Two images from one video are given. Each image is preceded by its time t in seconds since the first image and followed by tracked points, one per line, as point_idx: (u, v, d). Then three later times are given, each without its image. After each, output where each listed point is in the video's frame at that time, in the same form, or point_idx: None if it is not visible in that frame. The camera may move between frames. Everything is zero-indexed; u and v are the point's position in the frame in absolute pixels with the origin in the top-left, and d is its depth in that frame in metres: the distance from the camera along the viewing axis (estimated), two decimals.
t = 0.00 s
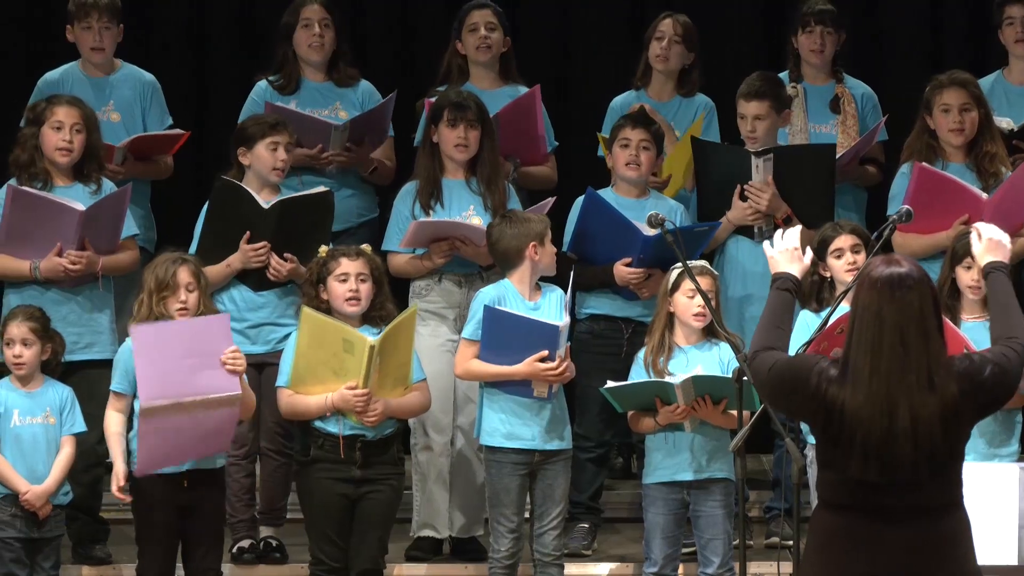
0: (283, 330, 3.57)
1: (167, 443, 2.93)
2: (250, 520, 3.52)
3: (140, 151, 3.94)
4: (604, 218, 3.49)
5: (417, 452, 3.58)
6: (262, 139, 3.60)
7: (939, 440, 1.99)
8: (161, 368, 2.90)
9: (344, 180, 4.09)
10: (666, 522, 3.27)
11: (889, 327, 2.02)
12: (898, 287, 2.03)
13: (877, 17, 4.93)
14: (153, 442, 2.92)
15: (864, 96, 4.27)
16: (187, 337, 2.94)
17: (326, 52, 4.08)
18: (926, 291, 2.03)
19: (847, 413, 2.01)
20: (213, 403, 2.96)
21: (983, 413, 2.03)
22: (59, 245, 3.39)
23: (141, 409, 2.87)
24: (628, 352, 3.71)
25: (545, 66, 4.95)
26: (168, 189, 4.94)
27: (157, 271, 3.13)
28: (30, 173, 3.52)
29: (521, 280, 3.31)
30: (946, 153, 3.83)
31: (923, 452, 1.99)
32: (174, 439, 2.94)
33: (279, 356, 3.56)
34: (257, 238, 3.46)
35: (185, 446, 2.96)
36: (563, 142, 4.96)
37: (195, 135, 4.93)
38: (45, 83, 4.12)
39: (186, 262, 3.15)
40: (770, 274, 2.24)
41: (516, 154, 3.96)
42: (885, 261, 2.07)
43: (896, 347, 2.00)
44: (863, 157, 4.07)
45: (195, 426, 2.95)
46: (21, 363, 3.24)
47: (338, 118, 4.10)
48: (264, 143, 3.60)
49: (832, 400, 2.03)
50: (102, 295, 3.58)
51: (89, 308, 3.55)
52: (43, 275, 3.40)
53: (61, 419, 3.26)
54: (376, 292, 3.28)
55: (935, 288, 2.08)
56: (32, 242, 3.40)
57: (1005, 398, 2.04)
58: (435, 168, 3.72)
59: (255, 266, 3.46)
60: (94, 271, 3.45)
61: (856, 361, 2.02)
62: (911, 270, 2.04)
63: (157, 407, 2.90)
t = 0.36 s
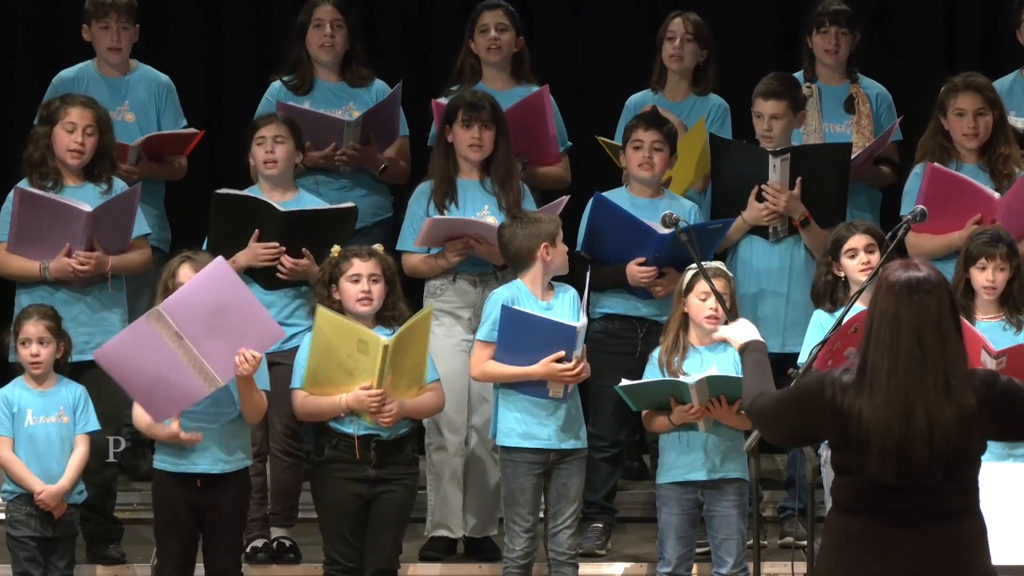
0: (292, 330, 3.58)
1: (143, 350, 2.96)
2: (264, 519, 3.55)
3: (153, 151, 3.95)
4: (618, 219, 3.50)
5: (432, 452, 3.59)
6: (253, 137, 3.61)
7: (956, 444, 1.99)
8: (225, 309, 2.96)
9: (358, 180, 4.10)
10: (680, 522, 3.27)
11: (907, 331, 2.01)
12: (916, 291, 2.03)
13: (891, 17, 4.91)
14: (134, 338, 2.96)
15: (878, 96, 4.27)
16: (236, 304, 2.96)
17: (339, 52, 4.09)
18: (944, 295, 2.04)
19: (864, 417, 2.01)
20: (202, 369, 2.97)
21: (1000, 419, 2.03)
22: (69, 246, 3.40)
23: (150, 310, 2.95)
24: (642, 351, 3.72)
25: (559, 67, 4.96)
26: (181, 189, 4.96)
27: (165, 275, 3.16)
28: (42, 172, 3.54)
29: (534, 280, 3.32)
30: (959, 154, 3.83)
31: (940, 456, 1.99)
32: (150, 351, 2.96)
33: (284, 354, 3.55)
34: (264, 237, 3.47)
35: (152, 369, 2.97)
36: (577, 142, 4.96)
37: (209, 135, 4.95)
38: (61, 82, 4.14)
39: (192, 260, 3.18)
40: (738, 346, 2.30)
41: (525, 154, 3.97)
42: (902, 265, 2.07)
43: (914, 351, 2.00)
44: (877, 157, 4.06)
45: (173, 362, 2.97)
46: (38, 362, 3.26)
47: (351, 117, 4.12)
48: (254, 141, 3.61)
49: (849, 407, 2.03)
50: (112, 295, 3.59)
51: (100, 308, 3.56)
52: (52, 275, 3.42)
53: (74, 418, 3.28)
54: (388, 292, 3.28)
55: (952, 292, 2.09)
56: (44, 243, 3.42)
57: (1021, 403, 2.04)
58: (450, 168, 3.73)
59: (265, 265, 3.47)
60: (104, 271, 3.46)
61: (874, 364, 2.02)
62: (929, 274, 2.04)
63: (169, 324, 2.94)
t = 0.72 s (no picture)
0: (300, 330, 3.58)
1: (158, 334, 3.00)
2: (278, 518, 3.56)
3: (178, 149, 3.98)
4: (632, 219, 3.50)
5: (447, 452, 3.61)
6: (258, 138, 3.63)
7: (974, 441, 1.98)
8: (243, 324, 2.98)
9: (373, 180, 4.10)
10: (694, 522, 3.27)
11: (921, 329, 2.02)
12: (929, 288, 2.03)
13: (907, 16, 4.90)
14: (153, 321, 2.98)
15: (893, 96, 4.26)
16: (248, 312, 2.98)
17: (354, 52, 4.10)
18: (956, 292, 2.04)
19: (880, 416, 2.01)
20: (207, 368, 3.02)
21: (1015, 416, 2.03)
22: (82, 246, 3.42)
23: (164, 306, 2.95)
24: (657, 351, 3.72)
25: (573, 67, 4.96)
26: (197, 190, 4.98)
27: (190, 274, 3.18)
28: (56, 173, 3.56)
29: (545, 282, 3.34)
30: (973, 154, 3.81)
31: (957, 454, 1.98)
32: (164, 338, 3.00)
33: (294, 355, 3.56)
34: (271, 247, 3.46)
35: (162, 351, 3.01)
36: (591, 142, 4.96)
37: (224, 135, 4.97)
38: (78, 81, 4.15)
39: (218, 259, 3.18)
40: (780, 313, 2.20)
41: (543, 154, 3.96)
42: (913, 264, 2.08)
43: (928, 348, 2.00)
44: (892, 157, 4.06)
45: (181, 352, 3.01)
46: (53, 362, 3.28)
47: (367, 116, 4.13)
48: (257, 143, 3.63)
49: (865, 404, 2.03)
50: (127, 295, 3.61)
51: (114, 308, 3.58)
52: (66, 276, 3.43)
53: (88, 417, 3.29)
54: (401, 291, 3.29)
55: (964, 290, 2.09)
56: (58, 244, 3.44)
57: None
58: (466, 168, 3.73)
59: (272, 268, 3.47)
60: (120, 271, 3.48)
61: (888, 363, 2.02)
62: (940, 272, 2.05)
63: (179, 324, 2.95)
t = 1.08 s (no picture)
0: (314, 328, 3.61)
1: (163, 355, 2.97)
2: (294, 517, 3.57)
3: (191, 150, 4.00)
4: (648, 218, 3.50)
5: (463, 451, 3.62)
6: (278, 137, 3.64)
7: (987, 443, 1.98)
8: (241, 330, 2.92)
9: (389, 180, 4.11)
10: (710, 522, 3.27)
11: (935, 330, 2.01)
12: (943, 290, 2.02)
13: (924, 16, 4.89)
14: (153, 342, 2.95)
15: (910, 96, 4.26)
16: (259, 324, 2.91)
17: (371, 52, 4.11)
18: (970, 293, 2.03)
19: (894, 419, 2.01)
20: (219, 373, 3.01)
21: None
22: (98, 247, 3.44)
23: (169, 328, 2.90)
24: (673, 351, 3.72)
25: (589, 67, 4.96)
26: (213, 190, 4.99)
27: (209, 272, 3.18)
28: (73, 173, 3.57)
29: (562, 283, 3.34)
30: (990, 154, 3.80)
31: (970, 455, 1.98)
32: (170, 356, 2.97)
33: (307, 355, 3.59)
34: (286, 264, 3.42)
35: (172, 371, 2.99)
36: (608, 142, 4.97)
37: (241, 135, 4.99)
38: (94, 81, 4.17)
39: (239, 259, 3.19)
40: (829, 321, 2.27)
41: (563, 154, 3.95)
42: (927, 266, 2.07)
43: (942, 349, 2.00)
44: (908, 157, 4.05)
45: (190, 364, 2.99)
46: (69, 361, 3.30)
47: (383, 117, 4.14)
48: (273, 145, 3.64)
49: (879, 405, 2.03)
50: (143, 295, 3.62)
51: (130, 308, 3.59)
52: (82, 276, 3.46)
53: (103, 417, 3.31)
54: (421, 292, 3.30)
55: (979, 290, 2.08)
56: (74, 244, 3.45)
57: None
58: (483, 168, 3.74)
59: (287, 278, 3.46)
60: (137, 271, 3.49)
61: (902, 364, 2.02)
62: (953, 273, 2.04)
63: (188, 341, 2.92)
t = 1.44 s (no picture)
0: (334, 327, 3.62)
1: (238, 410, 2.92)
2: (311, 518, 3.58)
3: (206, 147, 4.01)
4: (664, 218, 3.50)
5: (480, 451, 3.63)
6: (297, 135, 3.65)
7: (1001, 441, 1.98)
8: (235, 323, 2.90)
9: (406, 179, 4.12)
10: (726, 522, 3.27)
11: (950, 328, 2.01)
12: (959, 287, 2.02)
13: (942, 15, 4.87)
14: (226, 413, 2.91)
15: (926, 96, 4.25)
16: (239, 304, 2.90)
17: (387, 52, 4.13)
18: (986, 290, 2.03)
19: (908, 416, 2.01)
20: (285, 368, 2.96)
21: None
22: (115, 245, 3.45)
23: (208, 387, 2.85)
24: (690, 351, 3.72)
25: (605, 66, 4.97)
26: (230, 190, 5.02)
27: (227, 267, 3.19)
28: (90, 171, 3.59)
29: (578, 283, 3.34)
30: (1007, 154, 3.79)
31: (984, 453, 1.98)
32: (243, 404, 2.92)
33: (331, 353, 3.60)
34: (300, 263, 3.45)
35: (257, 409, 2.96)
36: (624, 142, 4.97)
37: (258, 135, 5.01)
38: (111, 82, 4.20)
39: (259, 258, 3.20)
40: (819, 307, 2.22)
41: (579, 154, 3.96)
42: (943, 263, 2.06)
43: (957, 347, 1.99)
44: (925, 156, 4.04)
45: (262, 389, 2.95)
46: (86, 361, 3.32)
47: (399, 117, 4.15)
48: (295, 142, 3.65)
49: (893, 401, 2.03)
50: (160, 294, 3.64)
51: (146, 306, 3.61)
52: (99, 274, 3.46)
53: (119, 416, 3.33)
54: (439, 294, 3.31)
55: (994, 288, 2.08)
56: (90, 243, 3.47)
57: None
58: (500, 168, 3.75)
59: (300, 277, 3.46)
60: (152, 270, 3.50)
61: (917, 362, 2.01)
62: (969, 270, 2.03)
63: (230, 378, 2.87)
